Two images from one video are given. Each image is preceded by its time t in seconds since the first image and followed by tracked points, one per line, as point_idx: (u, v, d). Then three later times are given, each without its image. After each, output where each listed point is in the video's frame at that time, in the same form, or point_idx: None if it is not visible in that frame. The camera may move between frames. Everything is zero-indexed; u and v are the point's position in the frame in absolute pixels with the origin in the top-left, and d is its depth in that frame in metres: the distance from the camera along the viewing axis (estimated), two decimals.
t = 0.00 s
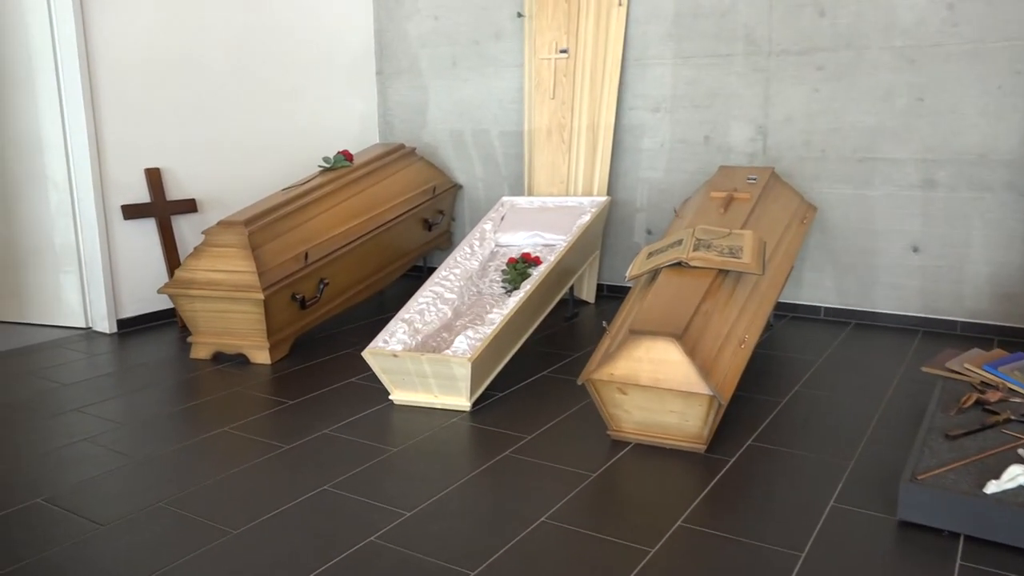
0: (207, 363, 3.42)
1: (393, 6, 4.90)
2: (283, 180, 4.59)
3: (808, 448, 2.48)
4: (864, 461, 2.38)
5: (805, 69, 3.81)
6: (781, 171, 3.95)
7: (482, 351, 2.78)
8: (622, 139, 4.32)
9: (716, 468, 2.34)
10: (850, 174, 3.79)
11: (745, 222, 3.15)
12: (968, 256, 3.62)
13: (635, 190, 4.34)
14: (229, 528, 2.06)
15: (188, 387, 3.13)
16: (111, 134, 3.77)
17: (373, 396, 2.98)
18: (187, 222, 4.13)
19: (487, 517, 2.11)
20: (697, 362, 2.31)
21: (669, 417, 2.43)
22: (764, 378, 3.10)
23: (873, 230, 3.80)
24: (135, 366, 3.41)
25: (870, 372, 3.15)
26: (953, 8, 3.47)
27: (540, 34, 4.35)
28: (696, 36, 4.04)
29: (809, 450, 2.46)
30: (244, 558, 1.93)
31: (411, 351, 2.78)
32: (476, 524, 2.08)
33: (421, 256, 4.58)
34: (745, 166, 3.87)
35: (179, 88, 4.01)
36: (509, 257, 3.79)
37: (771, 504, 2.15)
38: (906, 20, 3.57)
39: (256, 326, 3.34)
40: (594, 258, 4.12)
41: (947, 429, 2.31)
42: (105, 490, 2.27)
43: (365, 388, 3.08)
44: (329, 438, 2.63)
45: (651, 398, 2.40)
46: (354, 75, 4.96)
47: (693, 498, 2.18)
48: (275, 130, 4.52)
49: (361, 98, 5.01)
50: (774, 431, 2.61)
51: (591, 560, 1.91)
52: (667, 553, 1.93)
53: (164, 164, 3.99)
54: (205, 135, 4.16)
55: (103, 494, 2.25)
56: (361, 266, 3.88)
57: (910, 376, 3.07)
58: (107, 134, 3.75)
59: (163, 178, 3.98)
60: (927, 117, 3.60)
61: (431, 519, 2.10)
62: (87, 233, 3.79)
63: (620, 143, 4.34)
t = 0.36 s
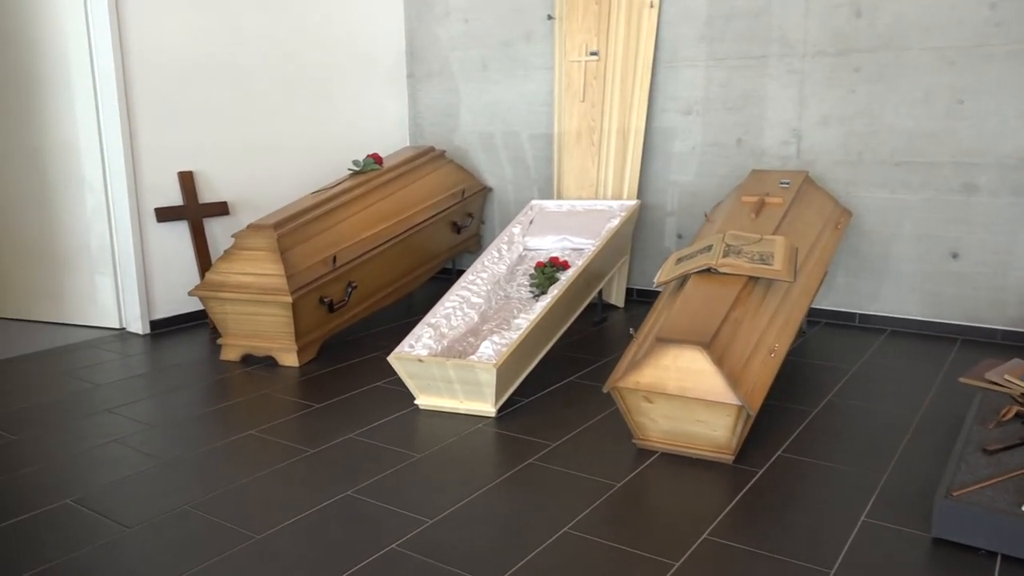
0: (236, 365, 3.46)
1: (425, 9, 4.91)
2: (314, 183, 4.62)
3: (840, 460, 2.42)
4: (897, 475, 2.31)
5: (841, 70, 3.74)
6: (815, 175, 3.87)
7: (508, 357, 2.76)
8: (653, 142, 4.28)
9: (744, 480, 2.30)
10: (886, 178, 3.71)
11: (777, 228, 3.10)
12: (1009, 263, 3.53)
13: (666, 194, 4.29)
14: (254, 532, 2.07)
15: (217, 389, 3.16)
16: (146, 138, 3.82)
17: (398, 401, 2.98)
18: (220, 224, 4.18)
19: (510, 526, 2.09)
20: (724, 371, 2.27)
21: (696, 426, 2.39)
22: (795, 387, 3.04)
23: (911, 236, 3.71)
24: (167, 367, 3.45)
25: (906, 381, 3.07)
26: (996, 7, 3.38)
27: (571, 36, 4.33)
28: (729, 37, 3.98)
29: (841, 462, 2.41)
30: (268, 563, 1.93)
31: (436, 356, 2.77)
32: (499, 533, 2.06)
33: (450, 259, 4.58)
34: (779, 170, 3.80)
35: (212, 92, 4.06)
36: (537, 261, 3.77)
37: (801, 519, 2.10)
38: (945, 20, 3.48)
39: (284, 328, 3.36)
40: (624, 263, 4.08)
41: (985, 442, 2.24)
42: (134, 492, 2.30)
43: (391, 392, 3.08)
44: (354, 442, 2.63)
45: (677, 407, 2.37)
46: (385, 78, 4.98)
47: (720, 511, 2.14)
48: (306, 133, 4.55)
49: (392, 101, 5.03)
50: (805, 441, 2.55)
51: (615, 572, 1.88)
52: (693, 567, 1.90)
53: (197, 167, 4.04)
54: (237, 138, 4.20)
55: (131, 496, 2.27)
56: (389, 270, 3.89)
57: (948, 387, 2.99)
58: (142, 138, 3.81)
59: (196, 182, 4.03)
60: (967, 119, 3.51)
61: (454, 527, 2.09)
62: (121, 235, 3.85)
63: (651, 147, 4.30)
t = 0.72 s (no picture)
0: (257, 364, 3.49)
1: (446, 10, 4.92)
2: (335, 183, 4.65)
3: (861, 465, 2.39)
4: (918, 480, 2.29)
5: (865, 70, 3.69)
6: (838, 176, 3.83)
7: (526, 358, 2.76)
8: (674, 142, 4.25)
9: (763, 484, 2.28)
10: (911, 178, 3.66)
11: (799, 229, 3.07)
12: None
13: (686, 194, 4.27)
14: (272, 530, 2.09)
15: (238, 387, 3.19)
16: (169, 138, 3.87)
17: (416, 400, 3.00)
18: (242, 223, 4.21)
19: (526, 528, 2.09)
20: (744, 374, 2.25)
21: (715, 429, 2.38)
22: (816, 389, 3.01)
23: (934, 237, 3.66)
24: (189, 364, 3.49)
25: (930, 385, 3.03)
26: None
27: (592, 36, 4.31)
28: (751, 37, 3.95)
29: (861, 467, 2.38)
30: (286, 561, 1.95)
31: (455, 356, 2.78)
32: (515, 534, 2.06)
33: (470, 258, 4.59)
34: (801, 171, 3.77)
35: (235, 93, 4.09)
36: (556, 261, 3.77)
37: (820, 524, 2.08)
38: (972, 19, 3.43)
39: (305, 327, 3.39)
40: (644, 263, 4.06)
41: (1009, 448, 2.20)
42: (155, 489, 2.33)
43: (410, 392, 3.09)
44: (372, 441, 2.64)
45: (696, 410, 2.36)
46: (407, 78, 5.00)
47: (738, 515, 2.13)
48: (328, 133, 4.58)
49: (413, 100, 5.04)
50: (825, 445, 2.53)
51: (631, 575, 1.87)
52: (710, 571, 1.88)
53: (220, 167, 4.08)
54: (259, 138, 4.23)
55: (152, 493, 2.30)
56: (409, 269, 3.90)
57: (972, 391, 2.94)
58: (166, 138, 3.85)
59: (219, 181, 4.07)
60: (993, 120, 3.45)
61: (471, 528, 2.09)
62: (145, 234, 3.90)
63: (672, 147, 4.27)
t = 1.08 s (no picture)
0: (263, 365, 3.50)
1: (452, 11, 4.93)
2: (340, 184, 4.66)
3: (865, 468, 2.39)
4: (923, 483, 2.28)
5: (870, 72, 3.69)
6: (844, 178, 3.83)
7: (531, 360, 2.77)
8: (679, 144, 4.25)
9: (767, 487, 2.28)
10: (916, 181, 3.66)
11: (804, 231, 3.07)
12: None
13: (691, 196, 4.27)
14: (277, 532, 2.10)
15: (244, 388, 3.20)
16: (176, 140, 3.88)
17: (421, 402, 3.00)
18: (247, 225, 4.23)
19: (530, 529, 2.10)
20: (747, 377, 2.25)
21: (718, 432, 2.38)
22: (820, 392, 3.01)
23: (940, 240, 3.65)
24: (195, 365, 3.50)
25: (935, 388, 3.02)
26: None
27: (597, 38, 4.31)
28: (757, 39, 3.95)
29: (865, 470, 2.38)
30: (291, 563, 1.95)
31: (460, 358, 2.78)
32: (519, 536, 2.07)
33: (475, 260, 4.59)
34: (806, 173, 3.77)
35: (241, 95, 4.10)
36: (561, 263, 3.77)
37: (824, 527, 2.08)
38: (979, 21, 3.42)
39: (310, 328, 3.40)
40: (648, 265, 4.06)
41: (1013, 452, 2.20)
42: (161, 490, 2.34)
43: (414, 393, 3.10)
44: (376, 443, 2.65)
45: (700, 412, 2.36)
46: (412, 79, 5.01)
47: (743, 518, 2.13)
48: (334, 134, 4.59)
49: (418, 102, 5.06)
50: (829, 448, 2.53)
51: None
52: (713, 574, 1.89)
53: (226, 168, 4.09)
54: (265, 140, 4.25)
55: (158, 494, 2.31)
56: (414, 271, 3.91)
57: (977, 394, 2.94)
58: (172, 139, 3.87)
59: (225, 182, 4.08)
60: (999, 122, 3.45)
61: (475, 530, 2.10)
62: (152, 235, 3.92)
63: (677, 149, 4.27)
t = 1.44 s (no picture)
0: (259, 366, 3.50)
1: (449, 12, 4.93)
2: (336, 185, 4.66)
3: (861, 468, 2.40)
4: (918, 483, 2.29)
5: (866, 74, 3.70)
6: (839, 179, 3.84)
7: (527, 361, 2.77)
8: (675, 145, 4.26)
9: (763, 487, 2.29)
10: (912, 182, 3.67)
11: (799, 232, 3.08)
12: None
13: (688, 197, 4.28)
14: (273, 533, 2.10)
15: (240, 389, 3.20)
16: (172, 140, 3.88)
17: (417, 403, 3.01)
18: (244, 225, 4.23)
19: (526, 530, 2.10)
20: (744, 378, 2.25)
21: (714, 432, 2.39)
22: (816, 392, 3.02)
23: (935, 240, 3.66)
24: (192, 366, 3.50)
25: (930, 388, 3.03)
26: None
27: (594, 39, 4.32)
28: (753, 40, 3.96)
29: (860, 470, 2.39)
30: (287, 564, 1.95)
31: (456, 359, 2.79)
32: (515, 537, 2.07)
33: (471, 260, 4.60)
34: (802, 174, 3.77)
35: (237, 95, 4.10)
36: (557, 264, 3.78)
37: (820, 527, 2.09)
38: (974, 22, 3.43)
39: (306, 329, 3.40)
40: (645, 266, 4.07)
41: (1007, 452, 2.21)
42: (157, 491, 2.34)
43: (411, 394, 3.10)
44: (373, 444, 2.65)
45: (695, 413, 2.36)
46: (409, 80, 5.01)
47: (738, 518, 2.13)
48: (331, 135, 4.59)
49: (415, 103, 5.06)
50: (824, 448, 2.53)
51: None
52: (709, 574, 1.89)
53: (222, 169, 4.09)
54: (261, 141, 4.24)
55: (154, 495, 2.31)
56: (410, 271, 3.91)
57: (972, 394, 2.95)
58: (169, 140, 3.87)
59: (221, 183, 4.08)
60: (994, 123, 3.46)
61: (471, 531, 2.10)
62: (148, 237, 3.92)
63: (673, 150, 4.28)
